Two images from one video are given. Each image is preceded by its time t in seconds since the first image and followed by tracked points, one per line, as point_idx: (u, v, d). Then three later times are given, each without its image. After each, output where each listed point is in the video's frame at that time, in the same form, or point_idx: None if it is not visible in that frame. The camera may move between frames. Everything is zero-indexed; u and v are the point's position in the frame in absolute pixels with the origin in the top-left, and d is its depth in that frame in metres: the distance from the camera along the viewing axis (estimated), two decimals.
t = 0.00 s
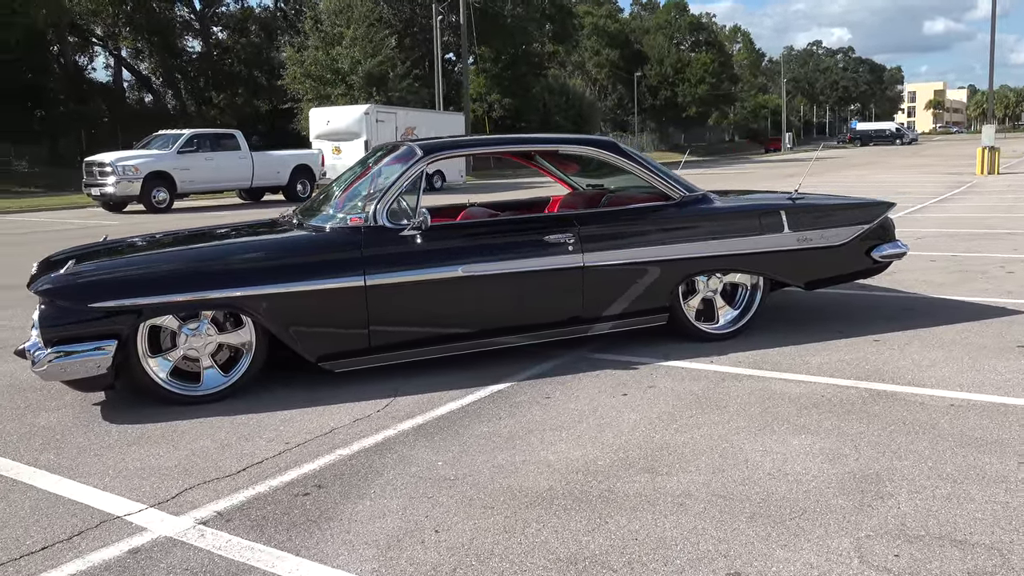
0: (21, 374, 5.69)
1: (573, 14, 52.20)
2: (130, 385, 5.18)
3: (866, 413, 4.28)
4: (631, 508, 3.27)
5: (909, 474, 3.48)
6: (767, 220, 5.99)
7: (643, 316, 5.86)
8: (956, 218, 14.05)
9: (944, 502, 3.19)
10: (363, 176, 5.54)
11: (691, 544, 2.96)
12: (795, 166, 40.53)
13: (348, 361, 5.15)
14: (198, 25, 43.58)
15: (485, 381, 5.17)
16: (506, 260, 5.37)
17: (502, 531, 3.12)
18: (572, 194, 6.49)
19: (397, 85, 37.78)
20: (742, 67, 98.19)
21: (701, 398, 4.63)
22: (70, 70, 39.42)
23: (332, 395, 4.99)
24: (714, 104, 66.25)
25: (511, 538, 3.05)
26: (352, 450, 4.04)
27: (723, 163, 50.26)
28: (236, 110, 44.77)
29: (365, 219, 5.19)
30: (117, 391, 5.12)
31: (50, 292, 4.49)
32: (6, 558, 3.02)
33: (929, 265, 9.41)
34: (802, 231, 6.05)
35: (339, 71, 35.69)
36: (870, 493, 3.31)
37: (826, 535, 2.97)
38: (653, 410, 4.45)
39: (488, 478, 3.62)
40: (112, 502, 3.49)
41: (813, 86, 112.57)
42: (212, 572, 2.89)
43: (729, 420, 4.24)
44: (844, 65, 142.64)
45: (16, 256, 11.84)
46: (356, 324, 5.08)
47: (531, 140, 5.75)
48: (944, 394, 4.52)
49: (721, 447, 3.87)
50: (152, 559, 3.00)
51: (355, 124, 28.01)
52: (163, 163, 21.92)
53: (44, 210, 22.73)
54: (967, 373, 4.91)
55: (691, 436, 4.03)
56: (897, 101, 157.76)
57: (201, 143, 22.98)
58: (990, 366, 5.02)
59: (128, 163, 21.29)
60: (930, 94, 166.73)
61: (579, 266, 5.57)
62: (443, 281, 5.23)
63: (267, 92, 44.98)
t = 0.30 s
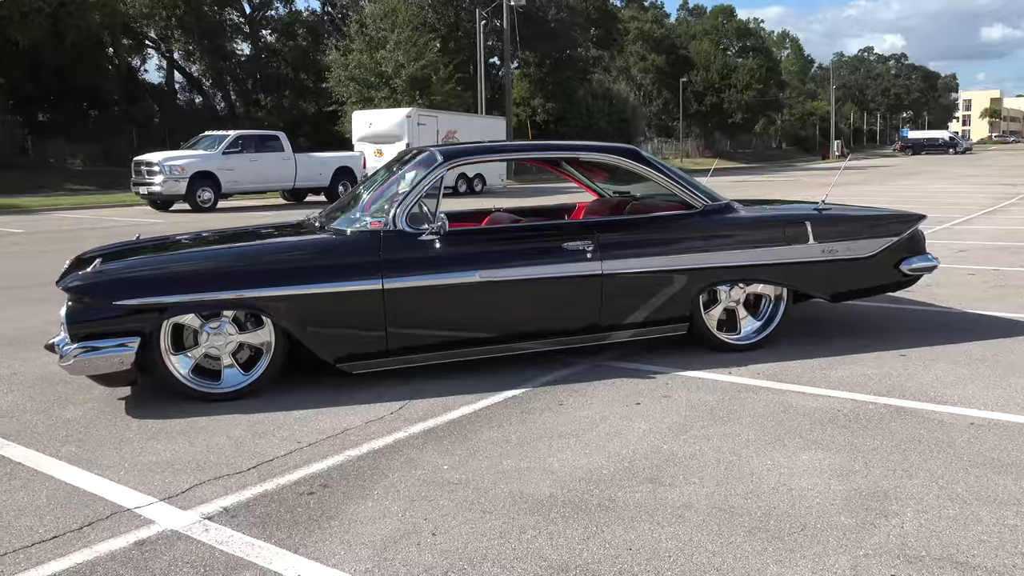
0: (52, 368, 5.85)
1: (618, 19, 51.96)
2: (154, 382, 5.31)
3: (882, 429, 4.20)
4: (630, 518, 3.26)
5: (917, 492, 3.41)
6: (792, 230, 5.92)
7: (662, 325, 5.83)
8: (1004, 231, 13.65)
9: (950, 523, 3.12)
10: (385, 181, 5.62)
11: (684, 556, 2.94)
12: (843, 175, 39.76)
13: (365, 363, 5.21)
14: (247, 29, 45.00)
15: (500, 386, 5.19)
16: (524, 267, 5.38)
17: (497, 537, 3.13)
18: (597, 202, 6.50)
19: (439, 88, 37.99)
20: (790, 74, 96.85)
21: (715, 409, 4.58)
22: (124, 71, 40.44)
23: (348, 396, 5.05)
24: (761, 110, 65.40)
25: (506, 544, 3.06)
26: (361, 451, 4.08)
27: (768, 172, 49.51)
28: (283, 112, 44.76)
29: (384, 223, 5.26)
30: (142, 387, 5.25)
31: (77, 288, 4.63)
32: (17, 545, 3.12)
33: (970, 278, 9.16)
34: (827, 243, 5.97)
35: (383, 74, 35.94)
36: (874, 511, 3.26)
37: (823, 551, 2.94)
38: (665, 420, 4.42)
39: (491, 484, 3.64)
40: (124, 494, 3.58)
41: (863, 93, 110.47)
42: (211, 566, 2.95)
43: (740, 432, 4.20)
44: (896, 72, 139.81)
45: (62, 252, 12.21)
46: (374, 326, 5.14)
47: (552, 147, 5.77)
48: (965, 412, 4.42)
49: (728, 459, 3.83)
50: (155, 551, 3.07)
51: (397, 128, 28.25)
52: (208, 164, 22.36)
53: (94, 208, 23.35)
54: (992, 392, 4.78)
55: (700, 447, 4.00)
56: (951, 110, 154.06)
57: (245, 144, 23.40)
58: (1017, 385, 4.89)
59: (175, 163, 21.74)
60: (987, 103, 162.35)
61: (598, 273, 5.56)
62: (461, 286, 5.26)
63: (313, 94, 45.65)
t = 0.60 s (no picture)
0: (63, 362, 5.98)
1: (644, 21, 51.79)
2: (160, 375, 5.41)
3: (876, 432, 4.18)
4: (612, 516, 3.28)
5: (904, 495, 3.40)
6: (797, 233, 5.90)
7: (665, 327, 5.83)
8: None
9: (934, 527, 3.11)
10: (390, 180, 5.65)
11: (662, 554, 2.95)
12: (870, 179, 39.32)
13: (366, 360, 5.26)
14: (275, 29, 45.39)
15: (500, 385, 5.22)
16: (525, 266, 5.41)
17: (479, 532, 3.16)
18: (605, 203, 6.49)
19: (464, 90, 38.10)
20: (818, 78, 95.93)
21: (710, 410, 4.58)
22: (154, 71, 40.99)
23: (347, 393, 5.10)
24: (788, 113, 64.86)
25: (487, 539, 3.10)
26: (355, 447, 4.14)
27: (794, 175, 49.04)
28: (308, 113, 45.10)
29: (387, 222, 5.30)
30: (148, 381, 5.35)
31: (83, 283, 4.73)
32: (13, 533, 3.21)
33: (985, 284, 9.06)
34: (833, 246, 5.93)
35: (407, 76, 36.14)
36: (859, 512, 3.25)
37: (802, 552, 2.93)
38: (659, 421, 4.43)
39: (479, 481, 3.67)
40: (120, 485, 3.67)
41: (892, 97, 109.23)
42: (197, 556, 3.02)
43: (733, 434, 4.20)
44: (927, 75, 138.09)
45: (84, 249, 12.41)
46: (374, 324, 5.20)
47: (557, 148, 5.78)
48: (963, 417, 4.39)
49: (718, 460, 3.83)
50: (144, 541, 3.14)
51: (419, 128, 28.40)
52: (232, 163, 22.62)
53: (120, 206, 23.70)
54: (993, 398, 4.74)
55: (691, 447, 4.00)
56: (983, 114, 151.83)
57: (268, 144, 23.66)
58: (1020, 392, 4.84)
59: (199, 162, 22.02)
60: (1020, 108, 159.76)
61: (599, 274, 5.57)
62: (461, 285, 5.30)
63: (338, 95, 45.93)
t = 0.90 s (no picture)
0: (66, 364, 6.04)
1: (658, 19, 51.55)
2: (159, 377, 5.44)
3: (871, 432, 4.13)
4: (598, 517, 3.25)
5: (896, 495, 3.37)
6: (797, 231, 5.85)
7: (664, 326, 5.81)
8: None
9: (923, 527, 3.07)
10: (388, 182, 5.65)
11: (646, 554, 2.93)
12: (886, 177, 38.91)
13: (362, 361, 5.27)
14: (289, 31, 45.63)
15: (496, 385, 5.22)
16: (522, 266, 5.40)
17: (464, 533, 3.15)
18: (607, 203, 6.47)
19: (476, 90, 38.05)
20: (834, 75, 95.19)
21: (705, 411, 4.56)
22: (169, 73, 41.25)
23: (344, 393, 5.11)
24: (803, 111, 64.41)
25: (471, 539, 3.09)
26: (346, 448, 4.13)
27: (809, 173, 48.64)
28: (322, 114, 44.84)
29: (383, 223, 5.31)
30: (146, 382, 5.38)
31: (80, 286, 4.77)
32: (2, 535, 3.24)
33: (995, 281, 8.94)
34: (834, 244, 5.89)
35: (420, 76, 36.32)
36: (848, 513, 3.21)
37: (787, 553, 2.90)
38: (654, 421, 4.41)
39: (468, 482, 3.66)
40: (111, 486, 3.69)
41: (910, 94, 108.28)
42: (181, 558, 3.02)
43: (726, 434, 4.17)
44: (946, 71, 136.68)
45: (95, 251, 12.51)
46: (371, 324, 5.21)
47: (553, 147, 5.77)
48: (961, 417, 4.34)
49: (709, 461, 3.80)
50: (130, 542, 3.16)
51: (431, 129, 28.46)
52: (245, 165, 22.75)
53: (134, 209, 23.87)
54: (993, 398, 4.69)
55: (682, 447, 3.98)
56: (1002, 110, 150.24)
57: (280, 146, 23.77)
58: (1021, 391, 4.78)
59: (212, 164, 22.14)
60: None
61: (596, 273, 5.55)
62: (457, 286, 5.30)
63: (352, 96, 46.02)
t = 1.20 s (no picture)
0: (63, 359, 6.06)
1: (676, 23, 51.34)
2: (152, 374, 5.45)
3: (859, 443, 4.07)
4: (572, 524, 3.22)
5: (878, 509, 3.31)
6: (795, 236, 5.79)
7: (658, 331, 5.75)
8: None
9: (901, 542, 3.02)
10: (383, 184, 5.63)
11: (615, 565, 2.90)
12: (904, 182, 38.54)
13: (352, 361, 5.25)
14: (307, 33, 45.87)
15: (487, 388, 5.19)
16: (515, 269, 5.36)
17: (435, 538, 3.12)
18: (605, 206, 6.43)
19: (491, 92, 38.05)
20: (853, 80, 94.45)
21: (693, 418, 4.50)
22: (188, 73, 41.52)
23: (332, 394, 5.09)
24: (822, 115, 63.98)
25: (442, 544, 3.07)
26: (329, 449, 4.12)
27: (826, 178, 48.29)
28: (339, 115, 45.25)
29: (377, 224, 5.30)
30: (139, 379, 5.38)
31: (72, 283, 4.79)
32: None
33: (1004, 290, 8.80)
34: (833, 250, 5.82)
35: (435, 78, 36.52)
36: (825, 525, 3.17)
37: (758, 566, 2.87)
38: (640, 428, 4.36)
39: (446, 485, 3.64)
40: (90, 482, 3.69)
41: (930, 99, 107.34)
42: (151, 556, 3.01)
43: (712, 441, 4.13)
44: (968, 76, 135.29)
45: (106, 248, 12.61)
46: (362, 325, 5.19)
47: (548, 150, 5.74)
48: (955, 429, 4.26)
49: (691, 469, 3.76)
50: (101, 539, 3.15)
51: (444, 131, 28.50)
52: (258, 164, 22.85)
53: (149, 206, 24.04)
54: (989, 409, 4.60)
55: (666, 455, 3.94)
56: None
57: (294, 146, 23.87)
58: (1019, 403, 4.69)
59: (226, 163, 22.29)
60: None
61: (590, 277, 5.51)
62: (448, 287, 5.26)
63: (367, 97, 46.15)
